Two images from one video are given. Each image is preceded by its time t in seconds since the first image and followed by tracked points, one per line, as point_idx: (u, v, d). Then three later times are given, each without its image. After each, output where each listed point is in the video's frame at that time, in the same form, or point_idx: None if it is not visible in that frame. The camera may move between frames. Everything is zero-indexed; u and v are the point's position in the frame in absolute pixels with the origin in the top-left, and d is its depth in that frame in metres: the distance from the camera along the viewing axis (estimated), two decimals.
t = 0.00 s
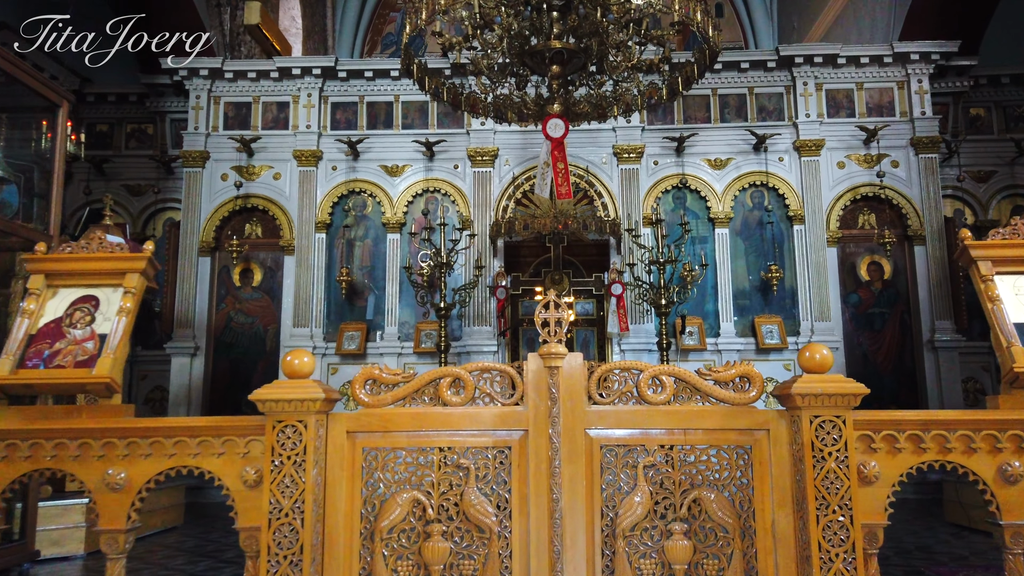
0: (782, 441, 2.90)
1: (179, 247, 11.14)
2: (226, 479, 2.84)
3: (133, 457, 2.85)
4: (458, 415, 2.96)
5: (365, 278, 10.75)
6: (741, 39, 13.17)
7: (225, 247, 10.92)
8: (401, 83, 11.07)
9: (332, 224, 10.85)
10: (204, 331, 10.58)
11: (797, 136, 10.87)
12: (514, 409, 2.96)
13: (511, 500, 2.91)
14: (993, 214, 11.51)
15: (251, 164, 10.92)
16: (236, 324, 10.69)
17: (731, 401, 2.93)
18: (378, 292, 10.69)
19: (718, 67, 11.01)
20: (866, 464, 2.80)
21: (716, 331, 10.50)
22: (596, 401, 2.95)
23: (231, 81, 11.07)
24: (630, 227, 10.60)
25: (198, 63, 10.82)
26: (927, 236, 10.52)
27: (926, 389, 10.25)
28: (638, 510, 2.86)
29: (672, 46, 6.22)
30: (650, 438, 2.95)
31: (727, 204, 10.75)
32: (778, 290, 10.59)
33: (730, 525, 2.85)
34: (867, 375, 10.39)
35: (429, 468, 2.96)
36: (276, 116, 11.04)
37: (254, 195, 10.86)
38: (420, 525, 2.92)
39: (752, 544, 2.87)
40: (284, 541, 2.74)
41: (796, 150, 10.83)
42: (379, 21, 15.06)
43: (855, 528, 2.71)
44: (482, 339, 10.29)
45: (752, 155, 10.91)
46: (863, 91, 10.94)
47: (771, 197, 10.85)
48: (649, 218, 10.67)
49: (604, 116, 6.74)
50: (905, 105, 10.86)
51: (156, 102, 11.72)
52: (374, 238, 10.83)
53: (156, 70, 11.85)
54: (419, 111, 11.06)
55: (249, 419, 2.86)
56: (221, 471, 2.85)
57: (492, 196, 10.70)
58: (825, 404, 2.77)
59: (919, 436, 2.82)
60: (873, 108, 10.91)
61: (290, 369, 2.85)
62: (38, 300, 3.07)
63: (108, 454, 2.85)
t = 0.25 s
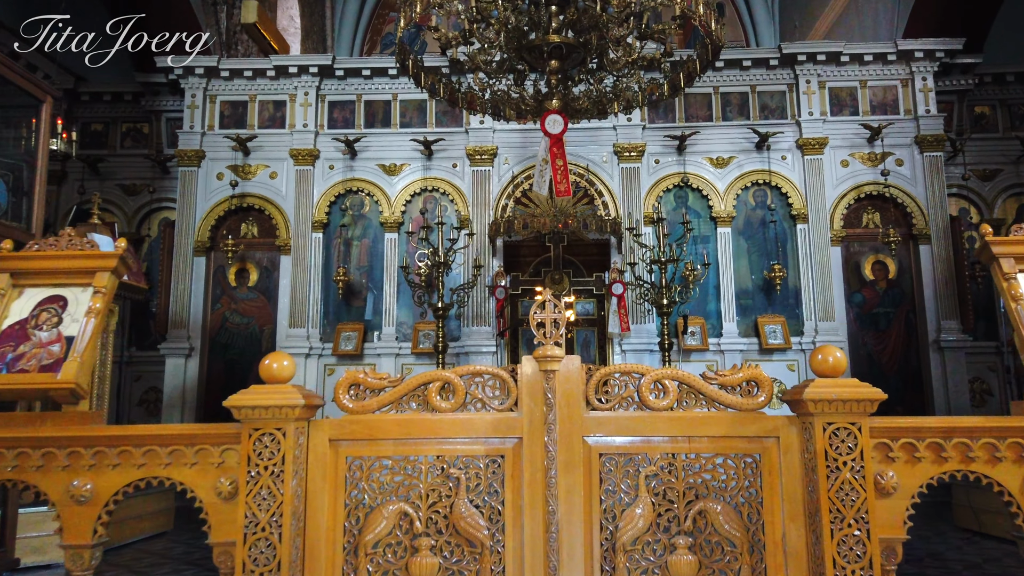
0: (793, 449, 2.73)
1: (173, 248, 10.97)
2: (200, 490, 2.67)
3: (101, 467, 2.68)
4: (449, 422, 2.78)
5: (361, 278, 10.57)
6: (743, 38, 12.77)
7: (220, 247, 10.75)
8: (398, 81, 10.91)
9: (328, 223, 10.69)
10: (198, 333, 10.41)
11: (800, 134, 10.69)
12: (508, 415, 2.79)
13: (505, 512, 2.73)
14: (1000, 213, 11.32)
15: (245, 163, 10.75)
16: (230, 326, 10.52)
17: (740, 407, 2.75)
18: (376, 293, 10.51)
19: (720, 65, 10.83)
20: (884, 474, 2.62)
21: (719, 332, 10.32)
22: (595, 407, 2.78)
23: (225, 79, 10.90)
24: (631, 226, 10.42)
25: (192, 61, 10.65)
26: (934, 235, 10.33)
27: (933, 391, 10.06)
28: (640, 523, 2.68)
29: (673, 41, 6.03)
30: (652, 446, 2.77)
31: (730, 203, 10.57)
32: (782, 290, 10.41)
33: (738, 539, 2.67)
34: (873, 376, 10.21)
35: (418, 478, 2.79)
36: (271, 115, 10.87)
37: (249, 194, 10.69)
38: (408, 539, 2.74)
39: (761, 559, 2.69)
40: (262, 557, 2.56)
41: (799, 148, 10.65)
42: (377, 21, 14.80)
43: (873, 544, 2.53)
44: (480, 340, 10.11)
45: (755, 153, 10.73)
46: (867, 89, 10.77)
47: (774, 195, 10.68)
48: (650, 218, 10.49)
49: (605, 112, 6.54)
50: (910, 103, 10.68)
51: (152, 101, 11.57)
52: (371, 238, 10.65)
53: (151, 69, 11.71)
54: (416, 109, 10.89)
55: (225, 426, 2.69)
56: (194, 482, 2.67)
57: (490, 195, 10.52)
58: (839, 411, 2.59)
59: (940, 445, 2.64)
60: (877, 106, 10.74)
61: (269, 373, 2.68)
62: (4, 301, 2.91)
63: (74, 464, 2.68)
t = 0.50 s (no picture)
0: (804, 443, 2.61)
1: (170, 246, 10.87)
2: (184, 486, 2.55)
3: (81, 461, 2.57)
4: (445, 415, 2.67)
5: (360, 276, 10.46)
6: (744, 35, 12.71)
7: (217, 246, 10.65)
8: (397, 78, 10.80)
9: (327, 221, 10.58)
10: (196, 332, 10.31)
11: (804, 130, 10.57)
12: (506, 408, 2.66)
13: (504, 509, 2.61)
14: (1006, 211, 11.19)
15: (243, 161, 10.64)
16: (228, 325, 10.41)
17: (749, 399, 2.63)
18: (375, 291, 10.39)
19: (722, 61, 10.72)
20: (901, 469, 2.50)
21: (722, 331, 10.20)
22: (597, 399, 2.66)
23: (222, 76, 10.80)
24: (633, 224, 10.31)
25: (188, 57, 10.54)
26: (939, 232, 10.21)
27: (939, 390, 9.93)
28: (645, 521, 2.56)
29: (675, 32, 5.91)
30: (657, 440, 2.65)
31: (733, 200, 10.45)
32: (785, 288, 10.29)
33: (747, 536, 2.55)
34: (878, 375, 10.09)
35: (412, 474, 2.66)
36: (268, 112, 10.76)
37: (247, 192, 10.58)
38: (402, 538, 2.62)
39: (771, 558, 2.57)
40: (248, 556, 2.44)
41: (803, 145, 10.53)
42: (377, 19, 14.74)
43: (890, 542, 2.41)
44: (481, 339, 10.00)
45: (758, 149, 10.61)
46: (871, 85, 10.65)
47: (778, 193, 10.57)
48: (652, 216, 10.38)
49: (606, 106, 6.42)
50: (915, 99, 10.55)
51: (149, 98, 11.47)
52: (371, 236, 10.53)
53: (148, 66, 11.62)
54: (416, 106, 10.78)
55: (210, 420, 2.57)
56: (178, 478, 2.56)
57: (491, 192, 10.41)
58: (854, 402, 2.47)
59: (960, 438, 2.52)
60: (882, 102, 10.61)
61: (257, 364, 2.56)
62: None
63: (53, 459, 2.58)
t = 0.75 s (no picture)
0: (814, 422, 2.54)
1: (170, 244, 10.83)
2: (176, 466, 2.49)
3: (72, 441, 2.52)
4: (444, 394, 2.60)
5: (361, 274, 10.41)
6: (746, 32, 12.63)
7: (217, 243, 10.62)
8: (398, 74, 10.77)
9: (328, 219, 10.54)
10: (196, 330, 10.26)
11: (808, 126, 10.51)
12: (507, 388, 2.60)
13: (505, 491, 2.54)
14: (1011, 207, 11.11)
15: (243, 158, 10.60)
16: (228, 323, 10.36)
17: (756, 377, 2.56)
18: (376, 289, 10.34)
19: (725, 56, 10.66)
20: (914, 448, 2.43)
21: (725, 329, 10.12)
22: (600, 378, 2.59)
23: (223, 72, 10.78)
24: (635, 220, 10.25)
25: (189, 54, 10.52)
26: (944, 229, 10.13)
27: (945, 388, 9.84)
28: (650, 503, 2.49)
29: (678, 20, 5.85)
30: (663, 420, 2.58)
31: (736, 197, 10.38)
32: (789, 285, 10.22)
33: (755, 518, 2.48)
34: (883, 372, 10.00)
35: (411, 456, 2.60)
36: (270, 108, 10.73)
37: (247, 189, 10.54)
38: (401, 521, 2.55)
39: (780, 541, 2.50)
40: (243, 538, 2.38)
41: (806, 140, 10.47)
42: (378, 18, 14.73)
43: (903, 523, 2.34)
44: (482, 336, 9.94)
45: (762, 145, 10.55)
46: (875, 80, 10.59)
47: (781, 189, 10.51)
48: (654, 212, 10.32)
49: (608, 95, 6.36)
50: (919, 94, 10.49)
51: (149, 96, 11.44)
52: (372, 234, 10.49)
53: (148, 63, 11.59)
54: (417, 102, 10.74)
55: (203, 399, 2.51)
56: (170, 458, 2.50)
57: (492, 189, 10.36)
58: (866, 379, 2.40)
59: (975, 416, 2.45)
60: (886, 97, 10.55)
61: (252, 342, 2.50)
62: None
63: (43, 439, 2.52)
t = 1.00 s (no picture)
0: (823, 420, 2.50)
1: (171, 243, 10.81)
2: (178, 465, 2.46)
3: (72, 440, 2.49)
4: (448, 392, 2.57)
5: (363, 273, 10.39)
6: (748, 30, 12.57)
7: (219, 242, 10.60)
8: (400, 72, 10.73)
9: (330, 218, 10.51)
10: (197, 329, 10.24)
11: (811, 124, 10.47)
12: (512, 385, 2.56)
13: (511, 491, 2.50)
14: (1016, 205, 11.06)
15: (245, 156, 10.57)
16: (230, 322, 10.34)
17: (765, 375, 2.53)
18: (378, 288, 10.32)
19: (728, 54, 10.62)
20: (926, 446, 2.40)
21: (728, 328, 10.08)
22: (606, 376, 2.55)
23: (225, 71, 10.75)
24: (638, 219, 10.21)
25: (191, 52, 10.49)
26: (949, 227, 10.08)
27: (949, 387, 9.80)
28: (657, 502, 2.46)
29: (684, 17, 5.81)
30: (670, 418, 2.55)
31: (739, 195, 10.34)
32: (793, 284, 10.19)
33: (764, 518, 2.45)
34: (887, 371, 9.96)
35: (415, 455, 2.56)
36: (272, 107, 10.70)
37: (249, 188, 10.51)
38: (404, 521, 2.52)
39: (789, 540, 2.47)
40: (246, 538, 2.35)
41: (810, 139, 10.43)
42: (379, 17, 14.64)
43: (914, 522, 2.30)
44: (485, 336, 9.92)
45: (765, 144, 10.51)
46: (879, 77, 10.54)
47: (784, 187, 10.47)
48: (657, 210, 10.28)
49: (612, 92, 6.33)
50: (924, 92, 10.44)
51: (149, 94, 11.42)
52: (374, 233, 10.47)
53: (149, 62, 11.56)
54: (419, 100, 10.71)
55: (205, 397, 2.48)
56: (172, 457, 2.47)
57: (494, 187, 10.33)
58: (877, 377, 2.36)
59: (988, 414, 2.41)
60: (890, 94, 10.51)
61: (255, 339, 2.46)
62: None
63: (43, 437, 2.49)
